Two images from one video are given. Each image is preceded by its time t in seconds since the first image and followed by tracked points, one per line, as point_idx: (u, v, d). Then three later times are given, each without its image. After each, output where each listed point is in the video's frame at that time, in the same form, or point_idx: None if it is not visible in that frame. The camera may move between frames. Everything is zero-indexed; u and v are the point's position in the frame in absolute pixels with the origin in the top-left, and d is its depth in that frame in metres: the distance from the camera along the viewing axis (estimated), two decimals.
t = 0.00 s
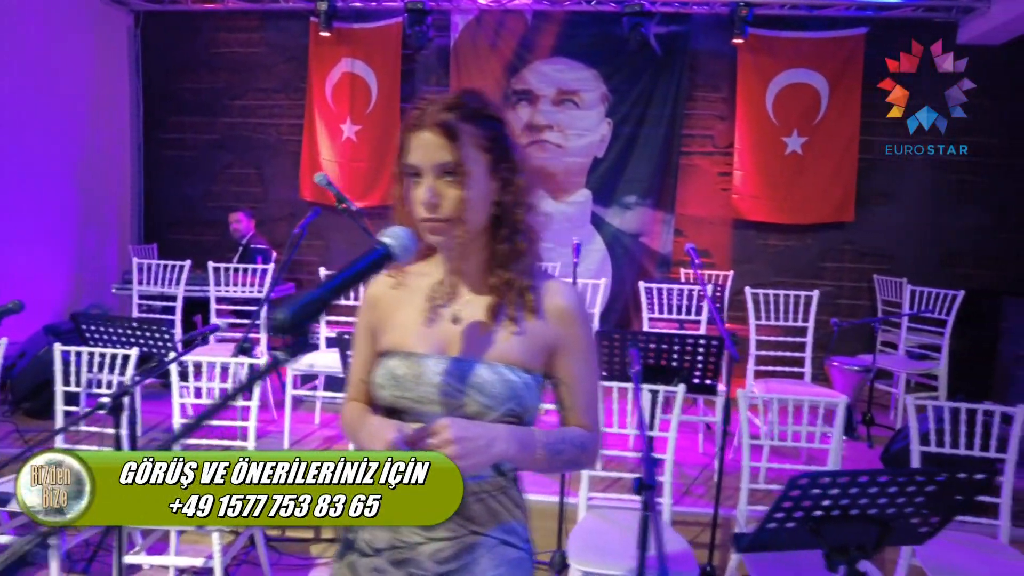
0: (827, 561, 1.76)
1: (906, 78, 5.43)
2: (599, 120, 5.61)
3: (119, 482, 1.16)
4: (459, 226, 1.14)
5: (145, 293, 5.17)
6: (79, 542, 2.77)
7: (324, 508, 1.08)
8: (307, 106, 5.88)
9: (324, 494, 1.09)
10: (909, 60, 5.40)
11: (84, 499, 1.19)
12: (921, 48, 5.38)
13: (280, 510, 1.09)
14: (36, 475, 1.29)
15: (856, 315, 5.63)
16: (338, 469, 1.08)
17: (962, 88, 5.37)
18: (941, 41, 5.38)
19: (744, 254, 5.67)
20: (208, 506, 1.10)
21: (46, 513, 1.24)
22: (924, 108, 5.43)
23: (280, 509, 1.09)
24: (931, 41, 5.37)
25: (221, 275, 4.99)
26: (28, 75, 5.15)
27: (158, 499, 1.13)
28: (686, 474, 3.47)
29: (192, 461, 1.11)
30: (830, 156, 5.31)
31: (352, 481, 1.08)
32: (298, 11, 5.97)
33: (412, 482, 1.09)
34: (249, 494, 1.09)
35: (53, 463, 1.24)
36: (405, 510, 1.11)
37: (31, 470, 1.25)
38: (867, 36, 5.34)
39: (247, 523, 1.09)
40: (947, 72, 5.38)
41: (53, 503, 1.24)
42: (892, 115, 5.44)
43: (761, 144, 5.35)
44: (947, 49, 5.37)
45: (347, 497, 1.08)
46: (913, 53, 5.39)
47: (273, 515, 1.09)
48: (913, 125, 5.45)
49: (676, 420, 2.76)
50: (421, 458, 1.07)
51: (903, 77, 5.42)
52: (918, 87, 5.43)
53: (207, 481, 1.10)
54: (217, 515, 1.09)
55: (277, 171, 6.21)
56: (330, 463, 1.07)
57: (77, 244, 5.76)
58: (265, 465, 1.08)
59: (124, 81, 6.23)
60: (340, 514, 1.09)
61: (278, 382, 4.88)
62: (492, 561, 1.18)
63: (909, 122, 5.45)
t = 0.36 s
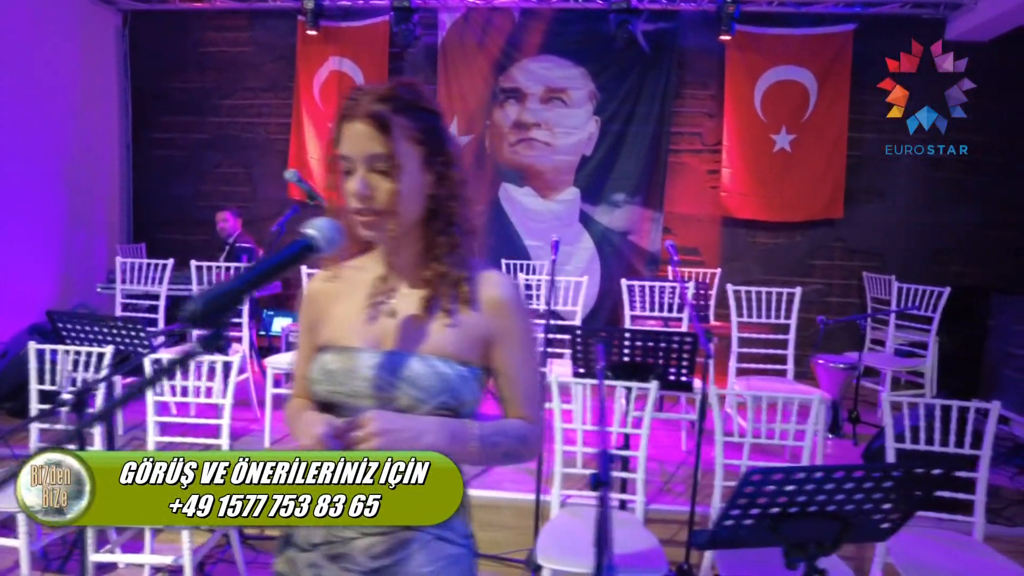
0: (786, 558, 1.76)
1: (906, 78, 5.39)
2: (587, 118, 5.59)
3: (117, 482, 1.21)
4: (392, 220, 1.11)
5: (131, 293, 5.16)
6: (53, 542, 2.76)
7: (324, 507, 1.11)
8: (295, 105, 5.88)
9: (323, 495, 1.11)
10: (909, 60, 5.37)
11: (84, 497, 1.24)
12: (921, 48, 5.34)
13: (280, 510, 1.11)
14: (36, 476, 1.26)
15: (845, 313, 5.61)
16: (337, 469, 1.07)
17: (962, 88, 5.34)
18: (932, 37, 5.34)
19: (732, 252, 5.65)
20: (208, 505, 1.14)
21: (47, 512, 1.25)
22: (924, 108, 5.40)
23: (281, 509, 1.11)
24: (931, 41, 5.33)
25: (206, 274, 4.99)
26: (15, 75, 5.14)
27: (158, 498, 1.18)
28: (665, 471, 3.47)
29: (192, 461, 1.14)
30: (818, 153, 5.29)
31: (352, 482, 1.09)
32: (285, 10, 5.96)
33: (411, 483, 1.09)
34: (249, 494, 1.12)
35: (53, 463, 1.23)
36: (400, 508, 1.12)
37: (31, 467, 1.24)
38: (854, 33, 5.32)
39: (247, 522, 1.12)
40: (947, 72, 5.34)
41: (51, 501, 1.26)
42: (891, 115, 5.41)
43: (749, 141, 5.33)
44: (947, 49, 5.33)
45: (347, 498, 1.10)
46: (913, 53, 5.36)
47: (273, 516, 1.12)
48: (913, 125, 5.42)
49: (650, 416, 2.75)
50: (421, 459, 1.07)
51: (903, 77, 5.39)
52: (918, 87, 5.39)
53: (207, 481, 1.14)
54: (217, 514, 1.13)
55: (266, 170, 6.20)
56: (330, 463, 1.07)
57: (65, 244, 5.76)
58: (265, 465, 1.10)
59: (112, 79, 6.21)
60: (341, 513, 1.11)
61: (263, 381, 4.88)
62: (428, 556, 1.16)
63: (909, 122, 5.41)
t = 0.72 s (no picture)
0: (755, 565, 1.71)
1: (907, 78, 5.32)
2: (582, 116, 5.55)
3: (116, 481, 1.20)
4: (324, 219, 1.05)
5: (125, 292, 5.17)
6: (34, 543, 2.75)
7: (324, 507, 1.09)
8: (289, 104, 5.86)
9: (323, 494, 1.08)
10: (909, 60, 5.30)
11: (84, 497, 1.26)
12: (921, 48, 5.27)
13: (280, 510, 1.09)
14: (35, 475, 1.41)
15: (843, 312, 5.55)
16: (337, 469, 1.04)
17: (962, 87, 5.26)
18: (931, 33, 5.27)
19: (729, 250, 5.60)
20: (208, 505, 1.11)
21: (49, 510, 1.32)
22: (924, 108, 5.33)
23: (280, 509, 1.08)
24: (931, 41, 5.25)
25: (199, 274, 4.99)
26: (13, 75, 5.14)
27: (159, 498, 1.15)
28: (652, 472, 3.45)
29: (191, 461, 1.11)
30: (815, 151, 5.22)
31: (352, 482, 1.06)
32: (280, 8, 5.96)
33: (411, 483, 1.08)
34: (249, 494, 1.08)
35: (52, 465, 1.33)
36: (399, 509, 1.09)
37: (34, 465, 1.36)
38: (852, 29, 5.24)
39: (247, 522, 1.09)
40: (947, 72, 5.26)
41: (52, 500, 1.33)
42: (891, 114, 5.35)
43: (746, 139, 5.27)
44: (947, 48, 5.25)
45: (347, 498, 1.08)
46: (913, 53, 5.28)
47: (273, 516, 1.09)
48: (913, 124, 5.34)
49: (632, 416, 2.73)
50: (419, 459, 1.08)
51: (903, 78, 5.32)
52: (918, 87, 5.32)
53: (207, 481, 1.10)
54: (217, 515, 1.09)
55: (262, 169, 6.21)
56: (330, 463, 1.04)
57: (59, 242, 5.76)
58: (265, 465, 1.05)
59: (109, 78, 6.22)
60: (341, 513, 1.09)
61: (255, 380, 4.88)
62: (365, 562, 1.13)
63: (909, 122, 5.34)
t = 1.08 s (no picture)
0: None
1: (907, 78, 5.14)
2: (599, 111, 5.46)
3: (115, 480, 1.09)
4: (274, 212, 1.00)
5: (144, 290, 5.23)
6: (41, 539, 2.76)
7: (324, 508, 1.03)
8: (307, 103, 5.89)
9: (323, 494, 1.03)
10: (909, 60, 5.12)
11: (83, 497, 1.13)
12: (921, 48, 5.09)
13: (280, 510, 1.04)
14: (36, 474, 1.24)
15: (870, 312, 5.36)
16: (338, 470, 1.00)
17: (962, 87, 5.08)
18: (948, 24, 5.07)
19: (751, 248, 5.45)
20: (207, 505, 1.04)
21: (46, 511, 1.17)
22: (923, 108, 5.15)
23: (280, 509, 1.03)
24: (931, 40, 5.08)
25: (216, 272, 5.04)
26: (36, 77, 5.26)
27: (157, 499, 1.06)
28: (663, 476, 3.36)
29: (191, 461, 1.01)
30: (840, 145, 5.05)
31: (351, 482, 1.01)
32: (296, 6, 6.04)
33: (411, 483, 1.03)
34: (249, 494, 1.02)
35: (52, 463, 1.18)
36: (399, 510, 1.04)
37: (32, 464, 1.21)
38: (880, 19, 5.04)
39: (247, 522, 1.04)
40: (947, 72, 5.09)
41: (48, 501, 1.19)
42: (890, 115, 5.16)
43: (767, 134, 5.13)
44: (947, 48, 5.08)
45: (346, 498, 1.02)
46: (912, 53, 5.11)
47: (274, 515, 1.04)
48: (913, 125, 5.16)
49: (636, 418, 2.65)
50: (419, 459, 1.03)
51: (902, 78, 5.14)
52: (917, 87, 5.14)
53: (206, 481, 1.02)
54: (217, 515, 1.03)
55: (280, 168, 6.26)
56: (330, 463, 0.99)
57: (82, 240, 5.86)
58: (265, 466, 0.98)
59: (131, 79, 6.35)
60: (340, 514, 1.03)
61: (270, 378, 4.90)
62: (323, 571, 1.09)
63: (909, 123, 5.16)
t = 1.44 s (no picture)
0: None
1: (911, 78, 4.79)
2: (645, 110, 5.35)
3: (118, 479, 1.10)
4: (262, 216, 1.01)
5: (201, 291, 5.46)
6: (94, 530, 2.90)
7: (324, 508, 1.03)
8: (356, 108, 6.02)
9: (324, 494, 1.02)
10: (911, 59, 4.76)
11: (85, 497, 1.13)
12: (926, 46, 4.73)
13: (280, 510, 1.03)
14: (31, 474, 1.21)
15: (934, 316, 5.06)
16: (337, 470, 1.00)
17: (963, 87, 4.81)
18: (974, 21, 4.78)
19: (806, 248, 5.23)
20: (209, 506, 1.03)
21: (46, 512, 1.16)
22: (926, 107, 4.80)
23: (281, 509, 1.03)
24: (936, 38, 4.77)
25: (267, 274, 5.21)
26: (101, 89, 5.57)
27: (157, 499, 1.06)
28: (705, 487, 3.25)
29: (191, 461, 1.01)
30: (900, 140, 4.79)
31: (352, 482, 1.01)
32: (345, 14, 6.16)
33: (411, 483, 1.02)
34: (250, 494, 1.02)
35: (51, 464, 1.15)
36: (402, 510, 1.03)
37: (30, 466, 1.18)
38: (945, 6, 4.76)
39: (247, 522, 1.03)
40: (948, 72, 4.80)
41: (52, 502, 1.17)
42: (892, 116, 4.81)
43: (821, 130, 4.93)
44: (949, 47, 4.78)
45: (346, 498, 1.02)
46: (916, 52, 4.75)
47: (274, 516, 1.03)
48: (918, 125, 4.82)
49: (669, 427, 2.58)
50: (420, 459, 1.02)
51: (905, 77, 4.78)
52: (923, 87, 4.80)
53: (208, 481, 1.02)
54: (217, 515, 1.02)
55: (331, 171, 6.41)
56: (330, 463, 0.99)
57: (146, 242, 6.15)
58: (265, 465, 0.98)
59: (191, 88, 6.63)
60: (340, 514, 1.02)
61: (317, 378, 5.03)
62: None
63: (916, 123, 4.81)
